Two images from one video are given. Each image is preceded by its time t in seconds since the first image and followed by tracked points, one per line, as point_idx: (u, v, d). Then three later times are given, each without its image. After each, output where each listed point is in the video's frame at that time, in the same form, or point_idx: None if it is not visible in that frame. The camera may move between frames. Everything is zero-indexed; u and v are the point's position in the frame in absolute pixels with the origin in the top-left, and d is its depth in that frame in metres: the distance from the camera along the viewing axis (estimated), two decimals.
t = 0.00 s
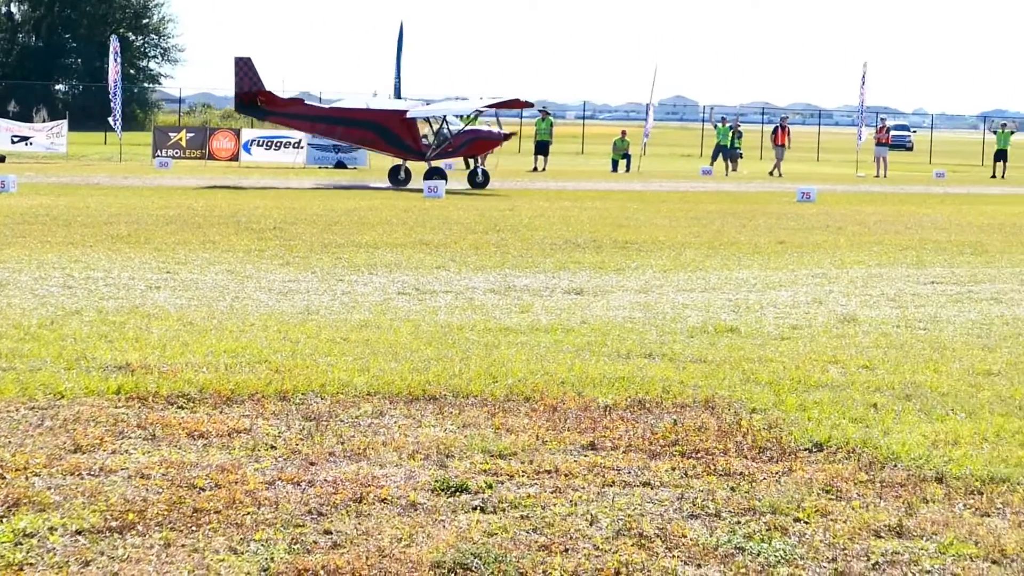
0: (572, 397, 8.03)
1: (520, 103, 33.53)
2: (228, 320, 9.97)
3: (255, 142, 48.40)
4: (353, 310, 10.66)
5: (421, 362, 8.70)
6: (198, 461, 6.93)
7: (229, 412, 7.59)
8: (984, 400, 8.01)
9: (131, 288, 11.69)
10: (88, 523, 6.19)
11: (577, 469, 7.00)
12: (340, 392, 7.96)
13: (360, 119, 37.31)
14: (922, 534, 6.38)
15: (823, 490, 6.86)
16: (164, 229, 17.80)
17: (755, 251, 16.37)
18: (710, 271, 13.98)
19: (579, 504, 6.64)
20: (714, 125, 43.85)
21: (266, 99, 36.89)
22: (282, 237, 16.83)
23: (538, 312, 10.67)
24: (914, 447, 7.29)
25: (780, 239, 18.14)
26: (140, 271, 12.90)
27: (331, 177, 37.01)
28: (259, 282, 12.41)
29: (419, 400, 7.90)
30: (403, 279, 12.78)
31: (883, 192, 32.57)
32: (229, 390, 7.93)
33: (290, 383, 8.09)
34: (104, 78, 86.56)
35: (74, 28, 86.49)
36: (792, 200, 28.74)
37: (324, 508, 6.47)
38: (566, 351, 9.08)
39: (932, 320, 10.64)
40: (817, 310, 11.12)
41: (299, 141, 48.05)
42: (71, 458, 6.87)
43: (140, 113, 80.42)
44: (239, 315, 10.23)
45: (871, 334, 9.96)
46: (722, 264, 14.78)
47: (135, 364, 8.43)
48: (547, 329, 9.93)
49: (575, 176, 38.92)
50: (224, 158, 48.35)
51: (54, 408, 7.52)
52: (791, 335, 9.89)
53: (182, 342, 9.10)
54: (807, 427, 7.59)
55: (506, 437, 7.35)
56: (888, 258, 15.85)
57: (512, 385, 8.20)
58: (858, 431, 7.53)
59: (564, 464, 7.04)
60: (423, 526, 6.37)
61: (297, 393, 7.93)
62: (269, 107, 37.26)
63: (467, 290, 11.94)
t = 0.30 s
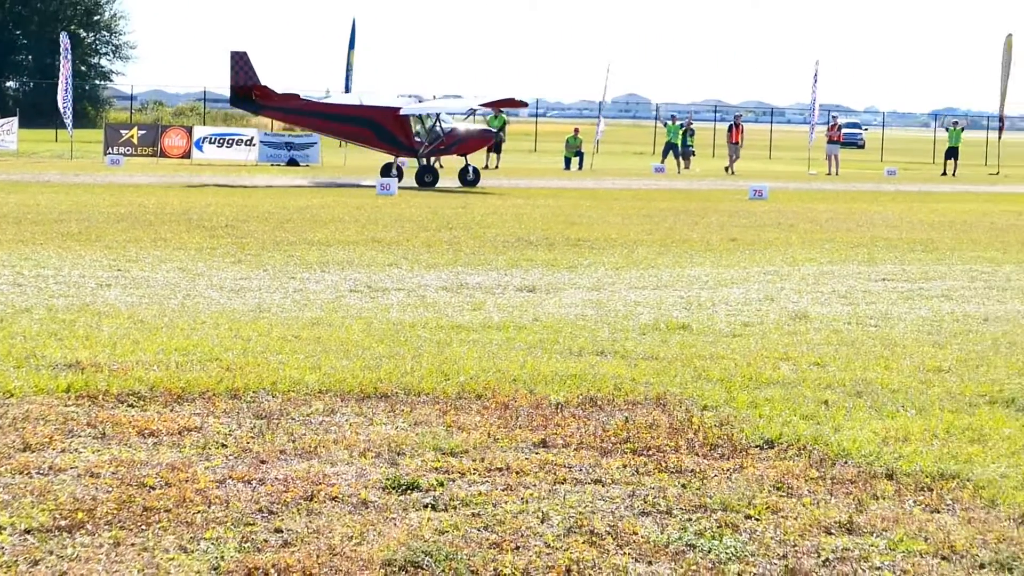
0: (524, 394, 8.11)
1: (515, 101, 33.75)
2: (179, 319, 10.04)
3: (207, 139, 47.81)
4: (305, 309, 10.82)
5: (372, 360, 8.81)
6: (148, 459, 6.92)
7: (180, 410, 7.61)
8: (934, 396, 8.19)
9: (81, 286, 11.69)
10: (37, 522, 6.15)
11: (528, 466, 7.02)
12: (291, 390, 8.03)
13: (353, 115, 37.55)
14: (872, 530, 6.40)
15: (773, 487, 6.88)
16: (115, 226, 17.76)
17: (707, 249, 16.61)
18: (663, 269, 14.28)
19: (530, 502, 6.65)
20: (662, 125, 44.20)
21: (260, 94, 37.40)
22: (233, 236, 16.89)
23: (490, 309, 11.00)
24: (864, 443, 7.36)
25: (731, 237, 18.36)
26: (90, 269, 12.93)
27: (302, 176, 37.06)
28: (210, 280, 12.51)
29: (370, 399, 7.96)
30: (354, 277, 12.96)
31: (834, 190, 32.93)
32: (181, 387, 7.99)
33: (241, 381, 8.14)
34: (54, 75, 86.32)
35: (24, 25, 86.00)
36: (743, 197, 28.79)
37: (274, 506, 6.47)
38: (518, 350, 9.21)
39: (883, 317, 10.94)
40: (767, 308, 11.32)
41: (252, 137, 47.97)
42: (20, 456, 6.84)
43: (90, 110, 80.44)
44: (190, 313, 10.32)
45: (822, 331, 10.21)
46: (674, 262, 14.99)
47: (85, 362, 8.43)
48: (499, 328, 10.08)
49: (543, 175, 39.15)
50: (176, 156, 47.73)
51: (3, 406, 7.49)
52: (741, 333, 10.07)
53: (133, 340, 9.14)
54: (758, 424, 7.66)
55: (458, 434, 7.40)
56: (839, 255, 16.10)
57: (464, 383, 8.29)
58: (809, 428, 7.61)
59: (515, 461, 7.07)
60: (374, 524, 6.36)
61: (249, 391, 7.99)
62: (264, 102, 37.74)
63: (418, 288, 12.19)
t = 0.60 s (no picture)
0: (476, 392, 8.18)
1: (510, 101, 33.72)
2: (132, 318, 10.08)
3: (161, 138, 48.05)
4: (258, 307, 10.88)
5: (324, 359, 8.87)
6: (100, 458, 6.92)
7: (132, 409, 7.64)
8: (885, 393, 8.26)
9: (33, 286, 11.69)
10: None
11: (480, 464, 7.05)
12: (244, 389, 8.07)
13: (346, 113, 37.51)
14: (824, 526, 6.41)
15: (725, 484, 6.90)
16: (66, 225, 17.71)
17: (659, 246, 16.70)
18: (616, 266, 14.39)
19: (483, 499, 6.65)
20: (613, 124, 44.10)
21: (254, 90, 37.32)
22: (185, 234, 16.92)
23: (443, 308, 11.08)
24: (816, 440, 7.40)
25: (683, 234, 18.49)
26: (42, 268, 12.92)
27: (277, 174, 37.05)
28: (162, 279, 12.55)
29: (323, 397, 8.02)
30: (307, 275, 13.03)
31: (789, 188, 32.97)
32: (132, 386, 8.02)
33: (194, 380, 8.20)
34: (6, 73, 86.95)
35: None
36: (695, 195, 28.86)
37: (226, 504, 6.46)
38: (470, 348, 9.31)
39: (834, 313, 11.04)
40: (720, 305, 11.44)
41: (205, 136, 48.70)
42: None
43: (42, 109, 80.66)
44: (142, 312, 10.38)
45: (775, 328, 10.29)
46: (627, 260, 15.12)
47: (36, 361, 8.44)
48: (452, 326, 10.19)
49: (515, 172, 39.29)
50: (129, 154, 47.93)
51: None
52: (694, 330, 10.17)
53: (86, 339, 9.16)
54: (709, 421, 7.71)
55: (410, 432, 7.44)
56: (791, 252, 16.22)
57: (416, 381, 8.36)
58: (761, 424, 7.65)
59: (467, 459, 7.10)
60: (326, 522, 6.36)
61: (201, 389, 8.03)
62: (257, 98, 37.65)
63: (371, 286, 12.32)
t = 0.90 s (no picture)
0: (449, 390, 8.20)
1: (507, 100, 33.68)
2: (105, 318, 10.10)
3: (132, 136, 48.85)
4: (232, 307, 10.90)
5: (297, 357, 8.89)
6: (74, 458, 6.92)
7: (105, 408, 7.65)
8: (859, 391, 8.28)
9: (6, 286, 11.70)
10: None
11: (454, 462, 7.05)
12: (217, 388, 8.10)
13: (344, 114, 37.60)
14: (799, 525, 6.40)
15: (700, 482, 6.89)
16: (38, 225, 17.70)
17: (632, 244, 16.72)
18: (588, 265, 14.43)
19: (457, 498, 6.64)
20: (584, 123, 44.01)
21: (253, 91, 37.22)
22: (157, 232, 16.95)
23: (416, 307, 11.10)
24: (790, 438, 7.40)
25: (656, 232, 18.49)
26: (14, 268, 12.94)
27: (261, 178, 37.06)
28: (135, 278, 12.59)
29: (296, 395, 8.04)
30: (280, 275, 13.06)
31: (760, 185, 32.96)
32: (105, 386, 8.03)
33: (167, 379, 8.21)
34: None
35: None
36: (665, 193, 28.87)
37: (200, 504, 6.44)
38: (443, 347, 9.34)
39: (807, 312, 11.07)
40: (693, 304, 11.49)
41: (177, 135, 49.11)
42: None
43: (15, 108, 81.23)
44: (115, 311, 10.41)
45: (748, 326, 10.32)
46: (600, 258, 15.16)
47: (8, 360, 8.45)
48: (426, 324, 10.23)
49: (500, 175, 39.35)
50: (100, 153, 48.78)
51: None
52: (668, 329, 10.21)
53: (59, 339, 9.17)
54: (683, 419, 7.73)
55: (384, 431, 7.45)
56: (763, 249, 16.23)
57: (390, 380, 8.39)
58: (735, 422, 7.67)
59: (441, 457, 7.10)
60: (300, 521, 6.34)
61: (174, 388, 8.05)
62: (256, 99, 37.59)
63: (344, 286, 12.34)
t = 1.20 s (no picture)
0: (414, 388, 8.23)
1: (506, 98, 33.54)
2: (69, 315, 10.12)
3: (97, 134, 48.52)
4: (196, 304, 10.92)
5: (260, 355, 8.91)
6: (36, 455, 6.92)
7: (68, 406, 7.67)
8: (822, 388, 8.33)
9: None
10: None
11: (417, 460, 7.07)
12: (180, 385, 8.12)
13: (346, 112, 37.49)
14: (761, 521, 6.41)
15: (663, 479, 6.91)
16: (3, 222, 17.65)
17: (598, 242, 16.74)
18: (553, 263, 14.47)
19: (420, 495, 6.64)
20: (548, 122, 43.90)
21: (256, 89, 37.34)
22: (120, 231, 16.94)
23: (381, 304, 11.14)
24: (753, 435, 7.44)
25: (621, 230, 18.51)
26: None
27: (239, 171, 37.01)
28: (99, 276, 12.61)
29: (260, 393, 8.07)
30: (243, 272, 13.07)
31: (733, 181, 33.03)
32: (68, 383, 8.04)
33: (130, 377, 8.23)
34: None
35: None
36: (632, 191, 28.89)
37: (162, 501, 6.43)
38: (407, 344, 9.38)
39: (772, 309, 11.11)
40: (657, 300, 11.54)
41: (142, 132, 48.74)
42: None
43: None
44: (78, 309, 10.42)
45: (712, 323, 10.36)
46: (564, 255, 15.21)
47: None
48: (390, 322, 10.26)
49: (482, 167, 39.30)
50: (65, 150, 48.61)
51: None
52: (631, 326, 10.25)
53: (23, 337, 9.18)
54: (646, 417, 7.77)
55: (347, 429, 7.47)
56: (728, 248, 16.27)
57: (354, 378, 8.42)
58: (698, 419, 7.71)
59: (405, 455, 7.12)
60: (263, 518, 6.33)
61: (138, 386, 8.08)
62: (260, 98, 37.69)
63: (308, 283, 12.36)
